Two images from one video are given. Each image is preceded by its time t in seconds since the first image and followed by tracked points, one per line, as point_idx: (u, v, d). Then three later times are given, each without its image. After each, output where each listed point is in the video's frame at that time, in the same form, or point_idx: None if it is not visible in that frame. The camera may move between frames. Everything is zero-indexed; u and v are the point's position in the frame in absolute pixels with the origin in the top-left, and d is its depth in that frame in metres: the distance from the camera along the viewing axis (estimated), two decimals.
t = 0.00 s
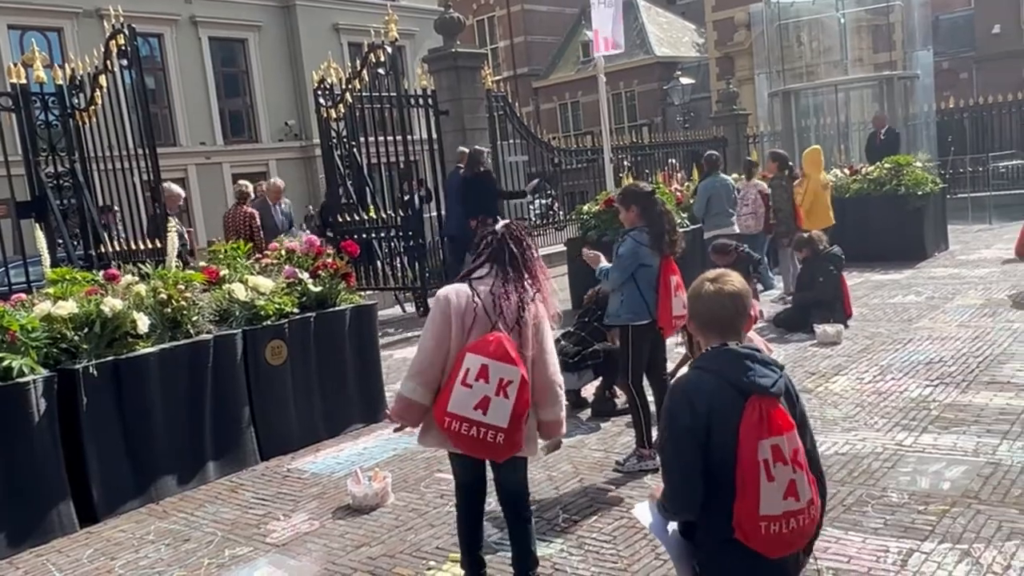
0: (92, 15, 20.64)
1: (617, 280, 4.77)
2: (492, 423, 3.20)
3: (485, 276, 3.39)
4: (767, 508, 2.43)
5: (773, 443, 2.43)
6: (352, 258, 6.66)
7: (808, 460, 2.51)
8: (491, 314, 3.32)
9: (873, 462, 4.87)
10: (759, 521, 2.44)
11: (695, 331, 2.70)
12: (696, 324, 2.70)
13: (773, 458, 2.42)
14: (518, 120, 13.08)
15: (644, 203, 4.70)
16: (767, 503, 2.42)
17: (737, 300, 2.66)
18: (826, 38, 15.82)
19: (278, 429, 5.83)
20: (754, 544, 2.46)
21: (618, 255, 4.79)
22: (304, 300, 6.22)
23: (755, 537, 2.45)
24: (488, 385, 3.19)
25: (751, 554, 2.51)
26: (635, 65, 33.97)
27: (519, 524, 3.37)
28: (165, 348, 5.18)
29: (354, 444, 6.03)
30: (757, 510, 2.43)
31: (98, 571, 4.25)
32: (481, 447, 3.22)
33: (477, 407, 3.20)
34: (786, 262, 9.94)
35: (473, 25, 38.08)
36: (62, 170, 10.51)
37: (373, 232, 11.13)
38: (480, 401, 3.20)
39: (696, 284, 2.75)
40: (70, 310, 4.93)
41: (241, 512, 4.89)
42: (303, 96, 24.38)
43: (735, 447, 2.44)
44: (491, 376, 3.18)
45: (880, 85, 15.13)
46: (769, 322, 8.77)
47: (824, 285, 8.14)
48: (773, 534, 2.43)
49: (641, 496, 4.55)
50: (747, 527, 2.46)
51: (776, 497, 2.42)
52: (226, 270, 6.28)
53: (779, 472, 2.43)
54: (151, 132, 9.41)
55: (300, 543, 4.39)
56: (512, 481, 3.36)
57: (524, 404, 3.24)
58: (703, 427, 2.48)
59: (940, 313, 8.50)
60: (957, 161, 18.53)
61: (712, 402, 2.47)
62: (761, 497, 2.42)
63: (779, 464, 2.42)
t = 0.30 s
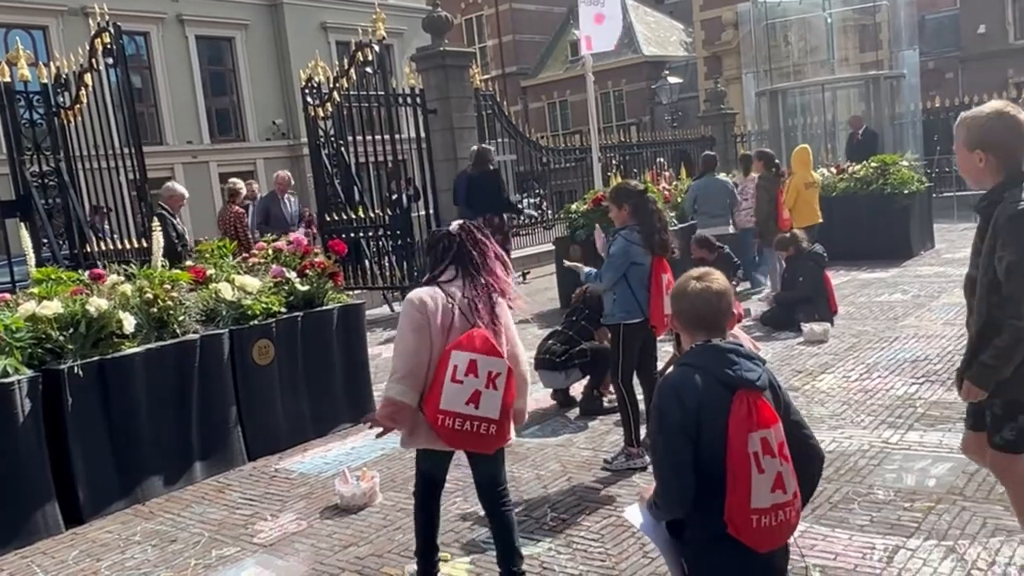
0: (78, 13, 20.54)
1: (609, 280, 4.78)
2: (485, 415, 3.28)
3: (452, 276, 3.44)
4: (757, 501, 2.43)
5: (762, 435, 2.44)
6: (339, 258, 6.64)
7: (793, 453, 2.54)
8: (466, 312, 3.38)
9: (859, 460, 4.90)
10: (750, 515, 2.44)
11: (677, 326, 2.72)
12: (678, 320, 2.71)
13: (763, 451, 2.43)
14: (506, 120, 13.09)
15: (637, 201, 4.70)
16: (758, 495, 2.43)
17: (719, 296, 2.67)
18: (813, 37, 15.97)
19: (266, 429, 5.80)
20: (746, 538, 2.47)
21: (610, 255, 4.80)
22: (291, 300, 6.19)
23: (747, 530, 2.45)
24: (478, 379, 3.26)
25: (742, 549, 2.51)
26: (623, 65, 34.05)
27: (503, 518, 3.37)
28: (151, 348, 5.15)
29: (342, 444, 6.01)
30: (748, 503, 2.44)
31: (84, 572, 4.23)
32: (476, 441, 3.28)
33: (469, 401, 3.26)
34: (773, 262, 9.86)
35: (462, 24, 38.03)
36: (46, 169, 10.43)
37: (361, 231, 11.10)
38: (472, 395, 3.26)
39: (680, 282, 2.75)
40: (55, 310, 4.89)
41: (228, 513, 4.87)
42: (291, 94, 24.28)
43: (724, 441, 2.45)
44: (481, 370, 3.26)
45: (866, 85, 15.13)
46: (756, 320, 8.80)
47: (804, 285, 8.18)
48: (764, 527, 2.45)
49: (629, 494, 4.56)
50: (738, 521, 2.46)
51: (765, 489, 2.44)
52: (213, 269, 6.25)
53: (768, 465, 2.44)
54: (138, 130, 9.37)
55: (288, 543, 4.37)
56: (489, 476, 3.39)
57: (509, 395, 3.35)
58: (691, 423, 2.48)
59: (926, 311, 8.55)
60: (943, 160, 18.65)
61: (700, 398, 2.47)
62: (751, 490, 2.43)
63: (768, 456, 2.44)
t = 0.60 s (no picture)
0: (61, 11, 20.41)
1: (598, 277, 4.78)
2: (422, 413, 3.37)
3: (372, 288, 3.56)
4: (744, 497, 2.44)
5: (751, 433, 2.46)
6: (324, 257, 6.63)
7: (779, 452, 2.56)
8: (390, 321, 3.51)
9: (843, 457, 4.93)
10: (736, 511, 2.45)
11: (665, 324, 2.73)
12: (667, 317, 2.72)
13: (751, 449, 2.44)
14: (492, 119, 13.09)
15: (624, 199, 4.74)
16: (745, 492, 2.44)
17: (707, 291, 2.68)
18: (798, 37, 16.08)
19: (250, 430, 5.78)
20: (731, 534, 2.47)
21: (599, 253, 4.80)
22: (276, 299, 6.17)
23: (734, 527, 2.46)
24: (411, 381, 3.35)
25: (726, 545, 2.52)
26: (610, 64, 34.10)
27: (450, 497, 3.62)
28: (135, 348, 5.12)
29: (327, 444, 6.00)
30: (735, 499, 2.44)
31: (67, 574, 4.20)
32: (417, 438, 3.38)
33: (406, 403, 3.35)
34: (757, 262, 9.94)
35: (448, 24, 37.99)
36: (29, 168, 10.35)
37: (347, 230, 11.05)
38: (407, 397, 3.35)
39: (667, 277, 2.75)
40: (37, 310, 4.85)
41: (212, 514, 4.85)
42: (276, 93, 24.18)
43: (713, 437, 2.45)
44: (413, 372, 3.35)
45: (851, 85, 15.20)
46: (742, 319, 8.83)
47: (787, 285, 8.22)
48: (751, 523, 2.46)
49: (615, 492, 4.57)
50: (725, 518, 2.47)
51: (752, 486, 2.45)
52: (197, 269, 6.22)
53: (756, 462, 2.45)
54: (122, 130, 9.32)
55: (273, 543, 4.36)
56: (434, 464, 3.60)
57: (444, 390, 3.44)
58: (682, 420, 2.47)
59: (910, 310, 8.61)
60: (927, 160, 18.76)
61: (692, 394, 2.48)
62: (739, 487, 2.44)
63: (755, 453, 2.46)
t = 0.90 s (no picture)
0: (42, 9, 20.25)
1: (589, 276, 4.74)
2: (360, 407, 3.63)
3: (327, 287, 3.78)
4: (731, 493, 2.46)
5: (739, 430, 2.48)
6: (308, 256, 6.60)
7: (765, 450, 2.59)
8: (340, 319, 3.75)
9: (827, 455, 4.96)
10: (723, 506, 2.46)
11: (658, 320, 2.71)
12: (661, 314, 2.69)
13: (739, 445, 2.47)
14: (478, 118, 13.08)
15: (609, 198, 4.77)
16: (731, 488, 2.46)
17: (697, 288, 2.68)
18: (782, 37, 16.11)
19: (234, 430, 5.76)
20: (716, 528, 2.49)
21: (588, 252, 4.79)
22: (260, 299, 6.15)
23: (720, 522, 2.47)
24: (350, 376, 3.60)
25: (709, 540, 2.53)
26: (595, 64, 34.15)
27: (368, 483, 3.96)
28: (117, 348, 5.09)
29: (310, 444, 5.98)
30: (723, 495, 2.46)
31: None
32: (353, 430, 3.65)
33: (343, 397, 3.61)
34: (742, 262, 9.96)
35: (433, 23, 37.91)
36: (10, 167, 10.25)
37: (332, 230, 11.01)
38: (345, 391, 3.60)
39: (657, 272, 2.73)
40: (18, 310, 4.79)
41: (196, 515, 4.82)
42: (260, 92, 24.07)
43: (703, 433, 2.47)
44: (353, 367, 3.59)
45: (834, 85, 15.39)
46: (726, 318, 8.86)
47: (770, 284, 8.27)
48: (736, 519, 2.47)
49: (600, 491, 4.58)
50: (712, 512, 2.48)
51: (739, 482, 2.47)
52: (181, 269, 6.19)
53: (744, 459, 2.48)
54: (104, 128, 9.26)
55: (257, 544, 4.34)
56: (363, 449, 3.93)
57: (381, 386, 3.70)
58: (675, 414, 2.47)
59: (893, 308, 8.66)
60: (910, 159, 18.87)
61: (686, 389, 2.48)
62: (727, 483, 2.45)
63: (743, 450, 2.48)
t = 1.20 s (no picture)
0: (22, 7, 20.06)
1: (578, 278, 4.73)
2: (327, 395, 4.05)
3: (280, 304, 4.25)
4: (724, 486, 2.47)
5: (730, 424, 2.50)
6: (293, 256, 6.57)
7: (751, 443, 2.62)
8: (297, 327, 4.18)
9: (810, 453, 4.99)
10: (716, 499, 2.47)
11: (644, 319, 2.70)
12: (648, 313, 2.69)
13: (731, 438, 2.48)
14: (462, 117, 13.06)
15: (594, 198, 4.78)
16: (724, 482, 2.47)
17: (679, 284, 2.69)
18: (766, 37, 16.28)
19: (217, 431, 5.72)
20: (710, 522, 2.49)
21: (575, 252, 4.77)
22: (244, 300, 6.10)
23: (714, 515, 2.47)
24: (318, 367, 4.03)
25: (701, 535, 2.53)
26: (580, 64, 34.18)
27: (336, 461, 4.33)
28: (99, 349, 5.05)
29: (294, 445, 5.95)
30: (715, 488, 2.46)
31: None
32: (325, 416, 4.04)
33: (314, 384, 4.02)
34: (727, 261, 9.99)
35: (418, 22, 37.83)
36: None
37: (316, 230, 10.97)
38: (315, 380, 4.02)
39: (638, 272, 2.72)
40: None
41: (179, 516, 4.79)
42: (243, 92, 23.94)
43: (696, 427, 2.47)
44: (321, 358, 4.05)
45: (817, 85, 15.29)
46: (710, 317, 8.90)
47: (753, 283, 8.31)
48: (729, 512, 2.48)
49: (585, 490, 4.59)
50: (706, 507, 2.47)
51: (731, 475, 2.48)
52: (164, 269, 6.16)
53: (735, 452, 2.50)
54: (85, 127, 9.18)
55: (242, 545, 4.32)
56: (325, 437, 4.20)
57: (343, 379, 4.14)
58: (670, 409, 2.46)
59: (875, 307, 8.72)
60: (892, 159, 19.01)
61: (679, 385, 2.47)
62: (720, 477, 2.46)
63: (735, 443, 2.50)
